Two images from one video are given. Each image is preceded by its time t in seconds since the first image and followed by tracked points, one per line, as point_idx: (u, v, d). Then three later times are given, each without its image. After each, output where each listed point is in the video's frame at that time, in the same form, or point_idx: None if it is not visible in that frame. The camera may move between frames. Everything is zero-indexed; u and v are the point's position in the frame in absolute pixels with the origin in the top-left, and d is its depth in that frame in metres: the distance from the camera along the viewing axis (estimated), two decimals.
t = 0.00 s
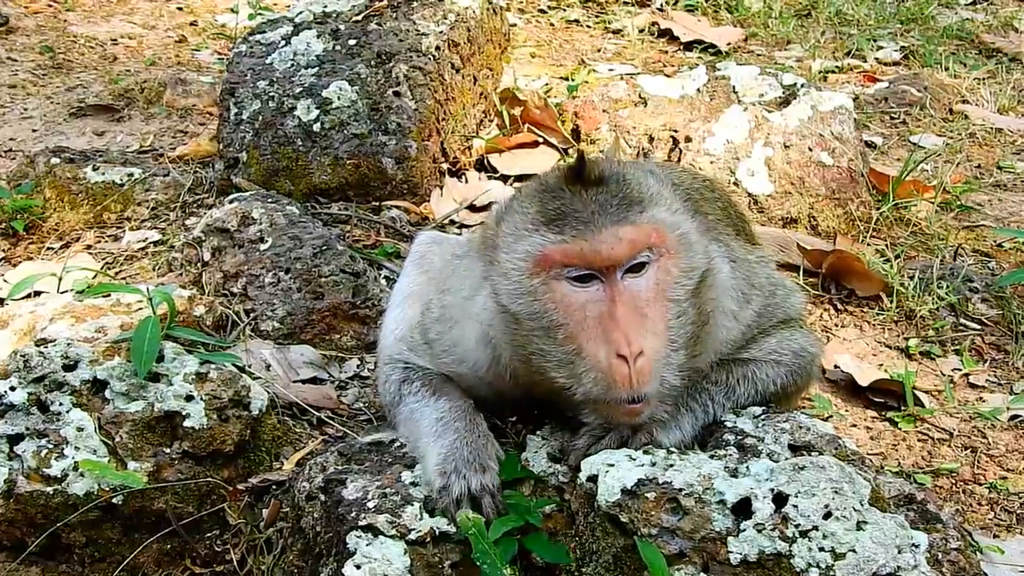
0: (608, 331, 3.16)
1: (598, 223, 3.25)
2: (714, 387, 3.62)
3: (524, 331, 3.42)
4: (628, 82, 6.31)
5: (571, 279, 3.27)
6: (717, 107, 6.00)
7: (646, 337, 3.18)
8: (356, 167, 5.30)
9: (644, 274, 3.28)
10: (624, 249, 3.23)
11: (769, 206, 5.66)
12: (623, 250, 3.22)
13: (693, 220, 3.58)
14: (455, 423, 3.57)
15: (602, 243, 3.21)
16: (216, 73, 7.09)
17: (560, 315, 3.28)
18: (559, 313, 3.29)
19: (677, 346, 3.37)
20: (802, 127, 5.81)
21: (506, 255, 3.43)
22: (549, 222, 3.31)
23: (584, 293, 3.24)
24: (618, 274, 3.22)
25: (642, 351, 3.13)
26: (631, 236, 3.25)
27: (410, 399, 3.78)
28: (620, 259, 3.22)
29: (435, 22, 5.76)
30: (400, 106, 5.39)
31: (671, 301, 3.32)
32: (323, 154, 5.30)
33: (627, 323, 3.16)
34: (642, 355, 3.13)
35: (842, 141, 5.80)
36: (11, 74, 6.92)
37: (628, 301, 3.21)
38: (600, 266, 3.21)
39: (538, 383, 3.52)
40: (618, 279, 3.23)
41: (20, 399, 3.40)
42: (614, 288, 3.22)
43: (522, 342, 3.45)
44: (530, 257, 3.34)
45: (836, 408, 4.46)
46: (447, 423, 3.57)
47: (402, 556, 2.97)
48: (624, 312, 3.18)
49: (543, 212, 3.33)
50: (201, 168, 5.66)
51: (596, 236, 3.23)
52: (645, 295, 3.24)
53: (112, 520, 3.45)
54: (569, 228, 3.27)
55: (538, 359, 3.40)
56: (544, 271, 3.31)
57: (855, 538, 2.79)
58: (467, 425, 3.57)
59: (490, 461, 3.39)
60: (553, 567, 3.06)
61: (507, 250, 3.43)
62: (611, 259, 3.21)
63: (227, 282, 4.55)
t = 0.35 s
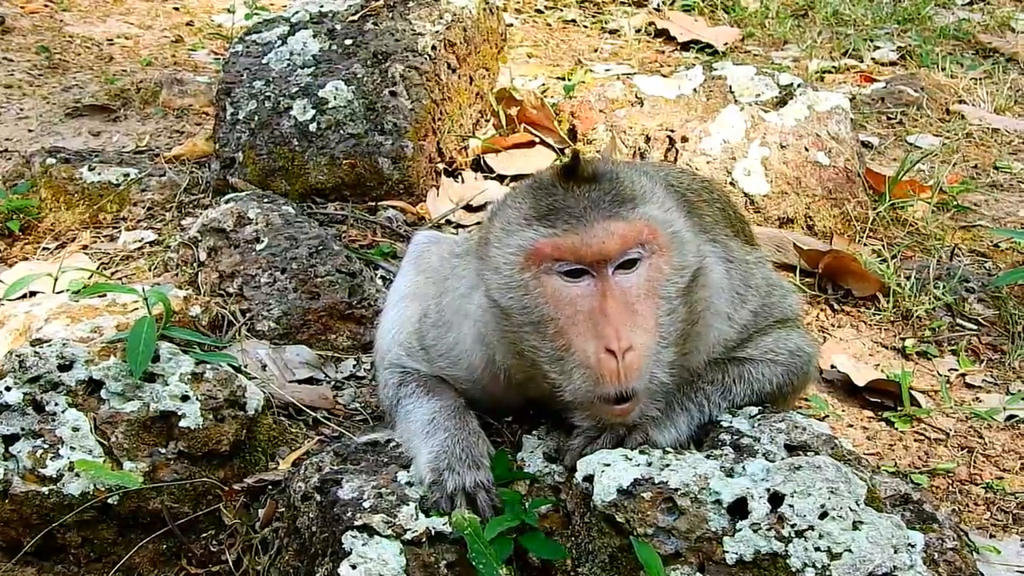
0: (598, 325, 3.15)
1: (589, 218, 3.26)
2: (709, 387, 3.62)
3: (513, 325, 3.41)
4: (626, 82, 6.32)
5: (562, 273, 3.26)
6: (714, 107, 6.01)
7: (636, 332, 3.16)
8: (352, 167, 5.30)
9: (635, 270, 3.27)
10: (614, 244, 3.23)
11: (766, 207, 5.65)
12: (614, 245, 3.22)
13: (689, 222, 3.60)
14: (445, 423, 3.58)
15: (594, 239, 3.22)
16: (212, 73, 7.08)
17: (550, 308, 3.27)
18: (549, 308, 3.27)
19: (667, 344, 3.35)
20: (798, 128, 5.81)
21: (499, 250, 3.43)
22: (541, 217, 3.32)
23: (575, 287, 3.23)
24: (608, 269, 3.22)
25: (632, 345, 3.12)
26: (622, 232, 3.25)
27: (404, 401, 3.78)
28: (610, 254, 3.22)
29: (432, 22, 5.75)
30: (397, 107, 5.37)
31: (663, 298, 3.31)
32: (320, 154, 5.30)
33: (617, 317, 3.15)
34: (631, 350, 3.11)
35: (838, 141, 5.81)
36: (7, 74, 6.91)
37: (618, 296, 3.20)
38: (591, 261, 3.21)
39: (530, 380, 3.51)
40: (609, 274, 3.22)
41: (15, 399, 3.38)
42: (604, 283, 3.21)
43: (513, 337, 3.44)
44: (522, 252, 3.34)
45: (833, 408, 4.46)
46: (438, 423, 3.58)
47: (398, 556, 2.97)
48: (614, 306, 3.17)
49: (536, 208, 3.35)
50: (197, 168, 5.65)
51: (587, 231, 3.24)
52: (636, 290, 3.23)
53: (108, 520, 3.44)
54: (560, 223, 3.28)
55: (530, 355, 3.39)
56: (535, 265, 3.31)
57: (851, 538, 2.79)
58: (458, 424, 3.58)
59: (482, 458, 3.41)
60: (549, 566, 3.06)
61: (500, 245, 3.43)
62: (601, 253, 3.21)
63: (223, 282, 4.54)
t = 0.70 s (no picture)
0: (577, 308, 3.09)
1: (575, 206, 3.24)
2: (707, 387, 3.62)
3: (496, 308, 3.35)
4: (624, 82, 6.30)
5: (544, 256, 3.21)
6: (712, 106, 5.99)
7: (614, 317, 3.10)
8: (350, 166, 5.29)
9: (619, 259, 3.21)
10: (599, 231, 3.18)
11: (764, 206, 5.65)
12: (599, 232, 3.18)
13: (685, 223, 3.58)
14: (441, 422, 3.58)
15: (579, 225, 3.18)
16: (209, 72, 7.07)
17: (530, 289, 3.21)
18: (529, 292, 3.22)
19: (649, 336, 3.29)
20: (797, 126, 5.81)
21: (486, 237, 3.40)
22: (530, 204, 3.30)
23: (556, 270, 3.17)
24: (591, 253, 3.17)
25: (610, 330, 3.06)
26: (608, 220, 3.21)
27: (402, 402, 3.78)
28: (593, 239, 3.17)
29: (430, 21, 5.75)
30: (395, 106, 5.38)
31: (647, 288, 3.25)
32: (317, 153, 5.29)
33: (596, 301, 3.09)
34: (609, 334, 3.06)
35: (836, 140, 5.81)
36: (5, 73, 6.90)
37: (600, 281, 3.14)
38: (574, 245, 3.17)
39: (513, 369, 3.45)
40: (591, 258, 3.16)
41: (13, 399, 3.38)
42: (587, 268, 3.15)
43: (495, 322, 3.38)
44: (508, 236, 3.31)
45: (832, 407, 4.46)
46: (433, 423, 3.58)
47: (397, 556, 2.95)
48: (594, 290, 3.11)
49: (526, 195, 3.33)
50: (195, 167, 5.64)
51: (572, 217, 3.20)
52: (618, 278, 3.17)
53: (106, 520, 3.44)
54: (547, 209, 3.25)
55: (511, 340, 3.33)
56: (521, 248, 3.26)
57: (850, 537, 2.79)
58: (455, 423, 3.59)
59: (478, 454, 3.44)
60: (548, 566, 3.05)
61: (487, 230, 3.40)
62: (585, 238, 3.17)
63: (221, 281, 4.54)
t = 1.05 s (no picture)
0: (551, 301, 3.12)
1: (559, 203, 3.26)
2: (706, 386, 3.62)
3: (478, 299, 3.38)
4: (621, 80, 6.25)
5: (524, 249, 3.25)
6: (711, 105, 5.98)
7: (590, 312, 3.12)
8: (349, 165, 5.29)
9: (599, 258, 3.22)
10: (580, 229, 3.20)
11: (763, 205, 5.66)
12: (580, 230, 3.20)
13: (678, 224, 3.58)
14: (440, 419, 3.59)
15: (561, 221, 3.21)
16: (208, 71, 7.07)
17: (510, 281, 3.25)
18: (508, 283, 3.26)
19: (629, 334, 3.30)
20: (796, 125, 5.80)
21: (475, 229, 3.45)
22: (518, 199, 3.34)
23: (535, 263, 3.21)
24: (570, 250, 3.19)
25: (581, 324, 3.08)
26: (590, 219, 3.23)
27: (399, 402, 3.79)
28: (574, 236, 3.19)
29: (429, 20, 5.75)
30: (394, 104, 5.38)
31: (627, 288, 3.25)
32: (316, 152, 5.28)
33: (569, 294, 3.12)
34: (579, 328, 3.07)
35: (835, 139, 5.81)
36: (3, 72, 6.89)
37: (577, 277, 3.16)
38: (554, 240, 3.20)
39: (495, 364, 3.47)
40: (570, 255, 3.19)
41: (12, 397, 3.36)
42: (564, 264, 3.18)
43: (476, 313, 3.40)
44: (494, 229, 3.35)
45: (831, 406, 4.46)
46: (433, 420, 3.58)
47: (396, 554, 2.95)
48: (569, 285, 3.14)
49: (516, 190, 3.37)
50: (194, 166, 5.63)
51: (555, 214, 3.23)
52: (596, 275, 3.19)
53: (105, 519, 3.43)
54: (533, 205, 3.29)
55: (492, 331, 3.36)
56: (504, 241, 3.30)
57: (850, 536, 2.78)
58: (454, 420, 3.59)
59: (478, 451, 3.46)
60: (548, 565, 3.05)
61: (477, 223, 3.44)
62: (565, 234, 3.19)
63: (220, 280, 4.54)
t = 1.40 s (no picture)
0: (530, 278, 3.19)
1: (547, 190, 3.33)
2: (707, 387, 3.61)
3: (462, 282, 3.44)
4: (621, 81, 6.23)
5: (509, 229, 3.32)
6: (711, 105, 5.98)
7: (567, 293, 3.18)
8: (349, 165, 5.29)
9: (583, 245, 3.27)
10: (565, 215, 3.26)
11: (763, 205, 5.66)
12: (566, 216, 3.26)
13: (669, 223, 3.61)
14: (440, 419, 3.58)
15: (548, 206, 3.28)
16: (207, 71, 7.06)
17: (493, 260, 3.32)
18: (491, 261, 3.33)
19: (609, 325, 3.32)
20: (795, 125, 5.80)
21: (469, 214, 3.53)
22: (511, 186, 3.42)
23: (518, 242, 3.28)
24: (553, 234, 3.26)
25: (556, 301, 3.14)
26: (577, 207, 3.29)
27: (398, 402, 3.78)
28: (558, 220, 3.25)
29: (429, 20, 5.75)
30: (393, 105, 5.38)
31: (608, 277, 3.30)
32: (316, 153, 5.28)
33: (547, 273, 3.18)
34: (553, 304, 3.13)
35: (836, 139, 5.81)
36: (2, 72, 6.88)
37: (558, 259, 3.22)
38: (539, 223, 3.26)
39: (477, 352, 3.50)
40: (552, 238, 3.25)
41: (12, 398, 3.36)
42: (547, 246, 3.24)
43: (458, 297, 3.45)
44: (486, 212, 3.43)
45: (831, 406, 4.46)
46: (433, 420, 3.58)
47: (397, 556, 2.95)
48: (547, 265, 3.21)
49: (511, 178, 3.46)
50: (193, 166, 5.63)
51: (542, 199, 3.30)
52: (577, 259, 3.24)
53: (105, 520, 3.43)
54: (523, 190, 3.36)
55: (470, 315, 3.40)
56: (492, 222, 3.37)
57: (852, 538, 2.79)
58: (454, 420, 3.59)
59: (479, 452, 3.45)
60: (548, 566, 3.05)
61: (472, 209, 3.53)
62: (549, 217, 3.25)
63: (219, 280, 4.53)
